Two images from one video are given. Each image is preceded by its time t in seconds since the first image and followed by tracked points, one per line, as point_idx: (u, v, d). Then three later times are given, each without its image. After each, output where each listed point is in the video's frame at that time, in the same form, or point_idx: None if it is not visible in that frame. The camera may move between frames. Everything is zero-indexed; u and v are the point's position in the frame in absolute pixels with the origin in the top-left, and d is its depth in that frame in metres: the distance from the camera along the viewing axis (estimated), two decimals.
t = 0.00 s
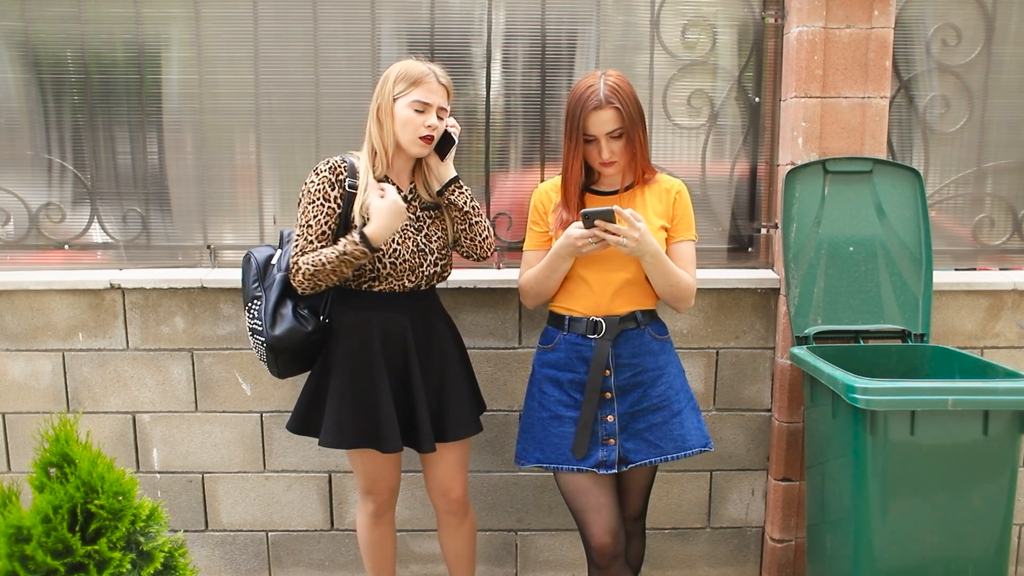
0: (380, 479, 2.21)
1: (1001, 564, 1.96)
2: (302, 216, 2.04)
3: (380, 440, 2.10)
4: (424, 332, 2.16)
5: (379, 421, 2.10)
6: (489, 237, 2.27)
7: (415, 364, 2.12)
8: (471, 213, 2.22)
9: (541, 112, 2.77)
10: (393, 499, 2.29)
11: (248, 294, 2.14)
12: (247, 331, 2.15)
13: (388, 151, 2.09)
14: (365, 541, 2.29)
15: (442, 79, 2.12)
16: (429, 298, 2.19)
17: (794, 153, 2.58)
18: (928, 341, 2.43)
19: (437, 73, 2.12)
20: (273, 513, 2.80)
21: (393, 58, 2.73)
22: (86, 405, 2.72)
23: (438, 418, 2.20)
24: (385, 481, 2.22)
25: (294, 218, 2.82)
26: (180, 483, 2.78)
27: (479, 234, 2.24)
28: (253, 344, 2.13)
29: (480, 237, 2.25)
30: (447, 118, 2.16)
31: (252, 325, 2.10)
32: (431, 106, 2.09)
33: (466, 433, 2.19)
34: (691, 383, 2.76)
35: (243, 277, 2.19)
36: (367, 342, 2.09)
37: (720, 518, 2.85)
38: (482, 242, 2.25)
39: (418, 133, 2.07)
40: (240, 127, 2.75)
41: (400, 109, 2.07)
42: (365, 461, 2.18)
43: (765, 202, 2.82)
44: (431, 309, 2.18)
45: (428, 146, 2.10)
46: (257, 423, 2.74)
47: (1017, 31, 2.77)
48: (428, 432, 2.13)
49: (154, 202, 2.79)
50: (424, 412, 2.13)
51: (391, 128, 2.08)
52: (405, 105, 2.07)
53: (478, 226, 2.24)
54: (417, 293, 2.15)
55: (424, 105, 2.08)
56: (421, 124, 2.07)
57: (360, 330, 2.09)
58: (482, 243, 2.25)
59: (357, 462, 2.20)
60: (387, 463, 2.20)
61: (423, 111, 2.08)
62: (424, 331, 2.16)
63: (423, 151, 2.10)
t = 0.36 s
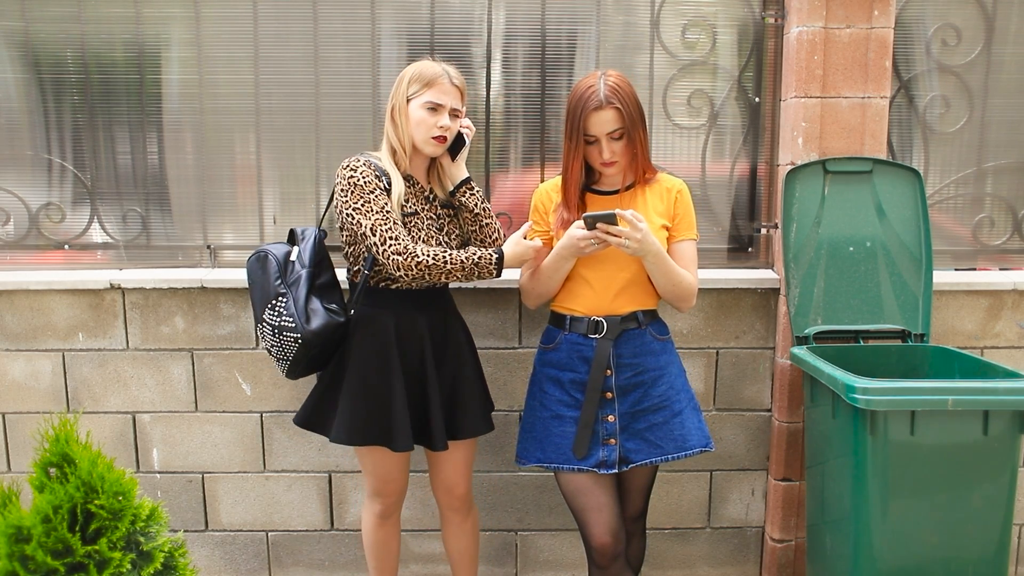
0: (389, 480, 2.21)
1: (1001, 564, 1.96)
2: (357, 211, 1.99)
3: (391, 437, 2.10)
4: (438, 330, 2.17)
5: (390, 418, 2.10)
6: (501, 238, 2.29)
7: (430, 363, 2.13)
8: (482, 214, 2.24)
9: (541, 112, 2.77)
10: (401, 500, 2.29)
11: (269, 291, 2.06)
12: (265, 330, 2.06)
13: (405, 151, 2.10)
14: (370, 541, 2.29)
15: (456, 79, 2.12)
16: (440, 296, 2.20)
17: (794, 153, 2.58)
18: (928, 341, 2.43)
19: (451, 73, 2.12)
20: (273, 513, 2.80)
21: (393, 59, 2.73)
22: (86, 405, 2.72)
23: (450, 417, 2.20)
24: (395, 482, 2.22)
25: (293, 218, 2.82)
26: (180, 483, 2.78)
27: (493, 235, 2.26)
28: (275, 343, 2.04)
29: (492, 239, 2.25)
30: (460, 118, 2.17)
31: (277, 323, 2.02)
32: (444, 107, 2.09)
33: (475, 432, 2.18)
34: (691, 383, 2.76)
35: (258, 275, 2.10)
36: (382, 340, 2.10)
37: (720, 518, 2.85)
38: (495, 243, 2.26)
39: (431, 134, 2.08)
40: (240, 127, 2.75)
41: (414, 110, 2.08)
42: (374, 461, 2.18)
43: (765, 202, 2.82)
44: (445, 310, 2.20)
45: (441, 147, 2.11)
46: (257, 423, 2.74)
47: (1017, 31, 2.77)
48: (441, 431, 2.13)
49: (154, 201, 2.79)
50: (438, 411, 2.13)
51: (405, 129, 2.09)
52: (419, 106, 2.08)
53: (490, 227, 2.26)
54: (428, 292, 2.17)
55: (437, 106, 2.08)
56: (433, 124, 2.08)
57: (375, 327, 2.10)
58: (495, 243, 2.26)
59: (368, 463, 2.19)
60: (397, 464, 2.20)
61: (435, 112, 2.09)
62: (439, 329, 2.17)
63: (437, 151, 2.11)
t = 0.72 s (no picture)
0: (402, 482, 2.21)
1: (1001, 564, 1.96)
2: (374, 207, 1.99)
3: (421, 435, 2.10)
4: (457, 328, 2.18)
5: (419, 416, 2.10)
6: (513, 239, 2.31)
7: (452, 359, 2.14)
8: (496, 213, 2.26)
9: (541, 112, 2.77)
10: (411, 502, 2.29)
11: (299, 293, 2.03)
12: (295, 331, 2.03)
13: (421, 151, 2.11)
14: (378, 540, 2.29)
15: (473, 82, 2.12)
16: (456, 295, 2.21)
17: (794, 153, 2.58)
18: (928, 341, 2.43)
19: (468, 75, 2.12)
20: (273, 513, 2.80)
21: (393, 59, 2.73)
22: (86, 405, 2.72)
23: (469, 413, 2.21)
24: (407, 484, 2.23)
25: (293, 218, 2.82)
26: (180, 483, 2.78)
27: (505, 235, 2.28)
28: (307, 344, 2.02)
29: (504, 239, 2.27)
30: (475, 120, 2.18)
31: (312, 323, 2.00)
32: (460, 110, 2.09)
33: (499, 426, 2.21)
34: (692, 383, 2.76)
35: (283, 276, 2.06)
36: (405, 338, 2.10)
37: (720, 518, 2.85)
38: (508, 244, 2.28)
39: (446, 135, 2.09)
40: (240, 128, 2.75)
41: (430, 111, 2.07)
42: (389, 462, 2.18)
43: (765, 202, 2.82)
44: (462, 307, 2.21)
45: (455, 149, 2.12)
46: (257, 423, 2.74)
47: (1017, 31, 2.77)
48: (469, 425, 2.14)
49: (154, 201, 2.79)
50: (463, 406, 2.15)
51: (422, 130, 2.10)
52: (436, 108, 2.07)
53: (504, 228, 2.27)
54: (444, 289, 2.16)
55: (453, 108, 2.08)
56: (450, 127, 2.08)
57: (398, 327, 2.10)
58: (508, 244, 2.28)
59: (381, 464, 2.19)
60: (409, 465, 2.21)
61: (452, 114, 2.08)
62: (458, 327, 2.19)
63: (453, 154, 2.12)
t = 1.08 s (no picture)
0: (403, 480, 2.21)
1: (1001, 564, 1.96)
2: (375, 208, 2.01)
3: (415, 433, 2.11)
4: (458, 327, 2.17)
5: (414, 415, 2.11)
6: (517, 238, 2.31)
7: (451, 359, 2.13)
8: (499, 213, 2.24)
9: (540, 112, 2.77)
10: (411, 500, 2.29)
11: (293, 291, 2.06)
12: (290, 328, 2.06)
13: (421, 150, 2.12)
14: (379, 538, 2.29)
15: (472, 79, 2.11)
16: (460, 293, 2.20)
17: (794, 153, 2.58)
18: (928, 341, 2.43)
19: (468, 73, 2.11)
20: (273, 513, 2.80)
21: (393, 59, 2.73)
22: (86, 405, 2.72)
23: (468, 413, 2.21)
24: (409, 482, 2.23)
25: (293, 218, 2.82)
26: (180, 483, 2.78)
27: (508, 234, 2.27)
28: (300, 342, 2.05)
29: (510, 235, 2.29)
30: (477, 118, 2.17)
31: (302, 323, 2.03)
32: (459, 109, 2.09)
33: (495, 427, 2.20)
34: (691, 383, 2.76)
35: (281, 275, 2.09)
36: (404, 337, 2.10)
37: (720, 518, 2.85)
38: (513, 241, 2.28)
39: (445, 134, 2.08)
40: (241, 128, 2.75)
41: (429, 110, 2.07)
42: (389, 460, 2.19)
43: (765, 202, 2.82)
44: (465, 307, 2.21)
45: (455, 147, 2.11)
46: (257, 423, 2.74)
47: (1017, 31, 2.77)
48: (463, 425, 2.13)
49: (154, 201, 2.79)
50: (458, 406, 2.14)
51: (421, 129, 2.10)
52: (434, 107, 2.07)
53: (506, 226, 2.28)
54: (447, 288, 2.16)
55: (452, 106, 2.08)
56: (447, 125, 2.08)
57: (396, 325, 2.11)
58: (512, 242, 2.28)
59: (382, 462, 2.20)
60: (411, 464, 2.21)
61: (450, 113, 2.08)
62: (459, 326, 2.18)
63: (452, 151, 2.12)
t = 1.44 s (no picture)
0: (403, 479, 2.21)
1: (1001, 564, 1.96)
2: (377, 207, 2.01)
3: (411, 433, 2.11)
4: (458, 328, 2.17)
5: (410, 415, 2.10)
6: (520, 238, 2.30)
7: (449, 359, 2.13)
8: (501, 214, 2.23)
9: (541, 112, 2.77)
10: (412, 500, 2.29)
11: (291, 287, 2.08)
12: (288, 325, 2.07)
13: (425, 150, 2.11)
14: (379, 539, 2.29)
15: (477, 79, 2.11)
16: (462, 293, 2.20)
17: (794, 153, 2.58)
18: (928, 341, 2.43)
19: (472, 73, 2.11)
20: (273, 513, 2.80)
21: (393, 59, 2.73)
22: (86, 405, 2.72)
23: (468, 413, 2.20)
24: (410, 482, 2.23)
25: (293, 218, 2.81)
26: (180, 483, 2.78)
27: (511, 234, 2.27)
28: (296, 338, 2.05)
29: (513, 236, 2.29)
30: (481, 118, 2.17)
31: (296, 317, 2.04)
32: (463, 110, 2.09)
33: (493, 429, 2.18)
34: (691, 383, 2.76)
35: (282, 271, 2.12)
36: (403, 336, 2.10)
37: (720, 518, 2.85)
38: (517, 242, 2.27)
39: (449, 134, 2.08)
40: (241, 128, 2.75)
41: (433, 110, 2.07)
42: (389, 459, 2.19)
43: (765, 201, 2.82)
44: (466, 306, 2.20)
45: (459, 147, 2.11)
46: (257, 423, 2.74)
47: (1017, 31, 2.77)
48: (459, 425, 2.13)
49: (154, 201, 2.79)
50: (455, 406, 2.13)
51: (425, 129, 2.10)
52: (439, 107, 2.07)
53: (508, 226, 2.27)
54: (449, 289, 2.15)
55: (456, 106, 2.07)
56: (452, 126, 2.08)
57: (396, 325, 2.11)
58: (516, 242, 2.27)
59: (383, 461, 2.20)
60: (411, 463, 2.21)
61: (455, 113, 2.08)
62: (459, 327, 2.17)
63: (457, 152, 2.12)
